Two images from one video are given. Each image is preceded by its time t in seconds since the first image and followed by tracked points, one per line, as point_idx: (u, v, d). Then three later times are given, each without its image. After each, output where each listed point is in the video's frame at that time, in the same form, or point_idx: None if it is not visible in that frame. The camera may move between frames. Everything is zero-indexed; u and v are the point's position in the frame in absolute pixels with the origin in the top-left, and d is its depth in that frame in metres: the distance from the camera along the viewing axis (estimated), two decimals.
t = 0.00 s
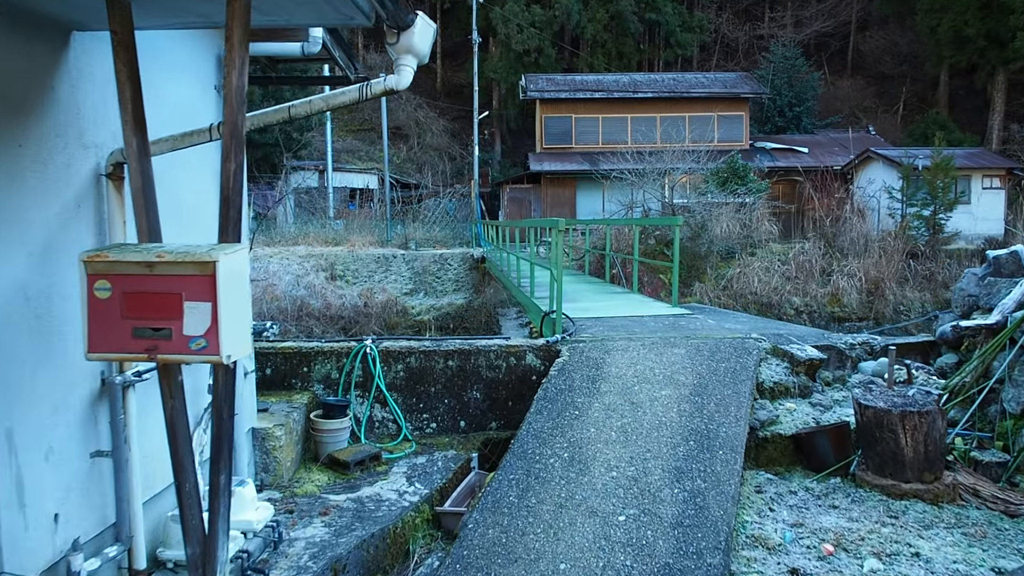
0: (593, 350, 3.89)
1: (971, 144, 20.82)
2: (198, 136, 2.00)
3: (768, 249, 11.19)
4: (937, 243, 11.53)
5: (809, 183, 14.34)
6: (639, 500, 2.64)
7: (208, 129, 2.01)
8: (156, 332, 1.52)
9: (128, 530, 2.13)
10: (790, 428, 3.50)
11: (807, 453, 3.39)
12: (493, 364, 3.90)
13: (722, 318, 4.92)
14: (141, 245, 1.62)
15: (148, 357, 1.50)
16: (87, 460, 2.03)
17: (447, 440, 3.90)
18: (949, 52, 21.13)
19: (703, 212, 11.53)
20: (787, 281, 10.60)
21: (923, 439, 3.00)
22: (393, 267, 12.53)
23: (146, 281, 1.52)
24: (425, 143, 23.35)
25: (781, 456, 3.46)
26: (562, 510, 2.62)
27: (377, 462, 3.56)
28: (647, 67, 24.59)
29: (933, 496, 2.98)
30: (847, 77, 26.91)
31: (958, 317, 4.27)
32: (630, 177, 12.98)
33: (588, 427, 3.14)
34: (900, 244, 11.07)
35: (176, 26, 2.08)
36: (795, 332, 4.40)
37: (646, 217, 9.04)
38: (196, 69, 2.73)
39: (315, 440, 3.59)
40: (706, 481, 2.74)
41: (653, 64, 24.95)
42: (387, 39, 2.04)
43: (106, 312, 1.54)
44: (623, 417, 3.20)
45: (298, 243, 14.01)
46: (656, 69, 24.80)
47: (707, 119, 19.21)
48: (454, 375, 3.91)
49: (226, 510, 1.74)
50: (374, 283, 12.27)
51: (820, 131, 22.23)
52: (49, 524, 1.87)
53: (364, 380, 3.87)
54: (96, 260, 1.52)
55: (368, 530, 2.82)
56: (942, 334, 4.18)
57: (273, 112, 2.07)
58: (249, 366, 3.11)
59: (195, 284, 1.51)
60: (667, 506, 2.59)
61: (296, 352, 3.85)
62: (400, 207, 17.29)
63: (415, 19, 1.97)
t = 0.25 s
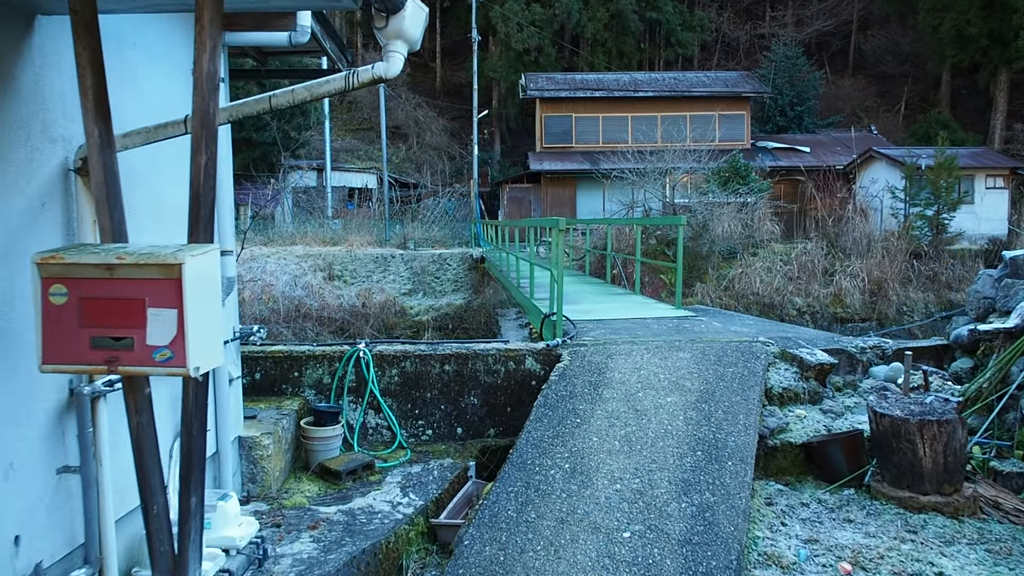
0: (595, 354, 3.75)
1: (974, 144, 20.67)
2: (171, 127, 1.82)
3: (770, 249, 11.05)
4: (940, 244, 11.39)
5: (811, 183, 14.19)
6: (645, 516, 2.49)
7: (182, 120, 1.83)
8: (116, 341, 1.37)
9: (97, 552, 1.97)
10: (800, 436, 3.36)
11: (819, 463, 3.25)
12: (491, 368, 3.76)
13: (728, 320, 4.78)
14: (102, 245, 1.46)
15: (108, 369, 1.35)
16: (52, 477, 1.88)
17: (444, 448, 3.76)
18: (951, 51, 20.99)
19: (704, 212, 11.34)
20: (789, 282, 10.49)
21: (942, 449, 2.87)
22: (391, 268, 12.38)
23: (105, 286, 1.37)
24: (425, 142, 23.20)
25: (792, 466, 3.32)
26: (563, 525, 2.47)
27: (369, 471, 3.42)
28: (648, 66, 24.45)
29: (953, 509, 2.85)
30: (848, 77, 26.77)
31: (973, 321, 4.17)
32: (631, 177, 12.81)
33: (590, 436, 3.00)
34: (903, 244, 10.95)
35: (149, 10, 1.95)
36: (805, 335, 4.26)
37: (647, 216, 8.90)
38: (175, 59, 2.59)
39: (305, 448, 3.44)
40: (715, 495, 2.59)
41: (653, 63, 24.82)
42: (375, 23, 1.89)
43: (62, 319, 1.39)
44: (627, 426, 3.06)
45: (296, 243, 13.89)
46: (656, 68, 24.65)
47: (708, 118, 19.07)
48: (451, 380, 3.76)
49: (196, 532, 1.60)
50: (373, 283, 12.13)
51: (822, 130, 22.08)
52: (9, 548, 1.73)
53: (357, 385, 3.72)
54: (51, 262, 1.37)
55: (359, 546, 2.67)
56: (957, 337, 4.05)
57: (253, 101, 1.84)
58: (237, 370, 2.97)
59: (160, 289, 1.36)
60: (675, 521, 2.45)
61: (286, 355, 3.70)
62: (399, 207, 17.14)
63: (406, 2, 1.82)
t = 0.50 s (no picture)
0: (598, 358, 3.64)
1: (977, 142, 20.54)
2: (146, 122, 1.69)
3: (772, 249, 10.92)
4: (943, 244, 11.28)
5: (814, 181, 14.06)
6: (652, 532, 2.37)
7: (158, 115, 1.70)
8: (76, 357, 1.24)
9: None
10: (811, 446, 3.23)
11: (831, 473, 3.12)
12: (490, 374, 3.63)
13: (735, 323, 4.65)
14: (63, 250, 1.34)
15: (65, 388, 1.23)
16: (20, 497, 1.76)
17: (442, 455, 3.64)
18: (954, 49, 20.85)
19: (706, 211, 11.14)
20: (792, 282, 10.40)
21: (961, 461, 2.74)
22: (391, 267, 12.23)
23: (65, 296, 1.25)
24: (424, 141, 23.05)
25: (802, 476, 3.19)
26: (566, 542, 2.34)
27: (364, 481, 3.29)
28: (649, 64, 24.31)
29: (973, 524, 2.71)
30: (850, 75, 26.62)
31: (988, 325, 4.06)
32: (632, 175, 12.64)
33: (594, 446, 2.87)
34: (907, 243, 10.84)
35: None
36: (813, 339, 4.14)
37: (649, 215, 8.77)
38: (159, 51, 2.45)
39: (297, 457, 3.32)
40: (725, 510, 2.47)
41: (654, 61, 24.67)
42: (365, 10, 1.79)
43: (16, 332, 1.26)
44: (632, 436, 2.93)
45: (294, 242, 13.76)
46: (657, 66, 24.50)
47: (710, 116, 18.92)
48: (449, 386, 3.64)
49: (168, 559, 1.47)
50: (372, 283, 11.98)
51: (824, 129, 21.94)
52: None
53: (351, 392, 3.60)
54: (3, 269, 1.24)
55: (352, 562, 2.55)
56: (970, 342, 3.93)
57: (233, 93, 1.69)
58: (224, 377, 2.84)
59: (125, 299, 1.24)
60: (683, 539, 2.32)
61: (278, 361, 3.57)
62: (398, 205, 16.99)
63: None
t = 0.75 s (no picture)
0: (600, 363, 3.52)
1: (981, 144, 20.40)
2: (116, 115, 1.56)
3: (775, 250, 10.79)
4: (947, 245, 11.16)
5: (818, 181, 13.93)
6: (657, 548, 2.25)
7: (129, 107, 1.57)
8: (25, 368, 1.13)
9: None
10: (821, 455, 3.11)
11: (842, 483, 3.01)
12: (489, 380, 3.52)
13: (739, 326, 4.54)
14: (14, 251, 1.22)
15: (13, 404, 1.12)
16: None
17: (438, 464, 3.52)
18: (957, 50, 20.72)
19: (709, 212, 11.02)
20: (795, 283, 10.29)
21: (980, 472, 2.61)
22: (390, 268, 12.12)
23: (16, 302, 1.13)
24: (425, 141, 22.95)
25: (812, 486, 3.07)
26: (567, 559, 2.22)
27: (357, 491, 3.18)
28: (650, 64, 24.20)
29: (992, 538, 2.59)
30: (853, 76, 26.49)
31: (1002, 329, 3.96)
32: (634, 176, 12.47)
33: (596, 456, 2.76)
34: (911, 244, 10.71)
35: None
36: (821, 343, 4.02)
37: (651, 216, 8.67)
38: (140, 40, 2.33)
39: (288, 467, 3.20)
40: (734, 524, 2.35)
41: (656, 61, 24.56)
42: None
43: None
44: (636, 445, 2.81)
45: (293, 243, 13.66)
46: (659, 66, 24.39)
47: (712, 117, 18.81)
48: (446, 392, 3.52)
49: None
50: (372, 284, 11.86)
51: (827, 129, 21.81)
52: None
53: (345, 397, 3.48)
54: None
55: None
56: (983, 346, 3.82)
57: (210, 84, 1.58)
58: (210, 384, 2.73)
59: (79, 307, 1.12)
60: (690, 556, 2.20)
61: (269, 366, 3.45)
62: (398, 206, 16.88)
63: None
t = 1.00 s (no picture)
0: (601, 367, 3.39)
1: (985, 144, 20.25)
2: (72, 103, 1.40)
3: (778, 251, 10.66)
4: (951, 246, 11.03)
5: (820, 182, 13.79)
6: (660, 567, 2.11)
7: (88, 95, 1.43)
8: None
9: None
10: (831, 464, 2.98)
11: (852, 494, 2.87)
12: (485, 385, 3.39)
13: (743, 329, 4.41)
14: None
15: None
16: None
17: (432, 472, 3.39)
18: (960, 50, 20.58)
19: (711, 212, 10.88)
20: (798, 284, 10.15)
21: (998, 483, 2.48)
22: (390, 269, 11.99)
23: None
24: (426, 142, 22.83)
25: (821, 497, 2.94)
26: None
27: (346, 502, 3.05)
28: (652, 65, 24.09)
29: (1012, 553, 2.45)
30: (855, 76, 26.37)
31: (1017, 333, 3.83)
32: (635, 176, 12.27)
33: (595, 467, 2.63)
34: (915, 246, 10.57)
35: None
36: (829, 346, 3.88)
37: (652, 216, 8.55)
38: (115, 27, 2.21)
39: (274, 476, 3.07)
40: (741, 540, 2.21)
41: (658, 62, 24.44)
42: None
43: None
44: (638, 455, 2.68)
45: (292, 244, 13.54)
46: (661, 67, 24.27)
47: (714, 117, 18.68)
48: (440, 398, 3.39)
49: None
50: (370, 285, 11.73)
51: (829, 130, 21.67)
52: None
53: (334, 403, 3.36)
54: None
55: None
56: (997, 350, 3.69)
57: (173, 68, 1.47)
58: (190, 390, 2.62)
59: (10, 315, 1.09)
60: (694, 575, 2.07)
61: (257, 370, 3.33)
62: (397, 206, 16.77)
63: None
